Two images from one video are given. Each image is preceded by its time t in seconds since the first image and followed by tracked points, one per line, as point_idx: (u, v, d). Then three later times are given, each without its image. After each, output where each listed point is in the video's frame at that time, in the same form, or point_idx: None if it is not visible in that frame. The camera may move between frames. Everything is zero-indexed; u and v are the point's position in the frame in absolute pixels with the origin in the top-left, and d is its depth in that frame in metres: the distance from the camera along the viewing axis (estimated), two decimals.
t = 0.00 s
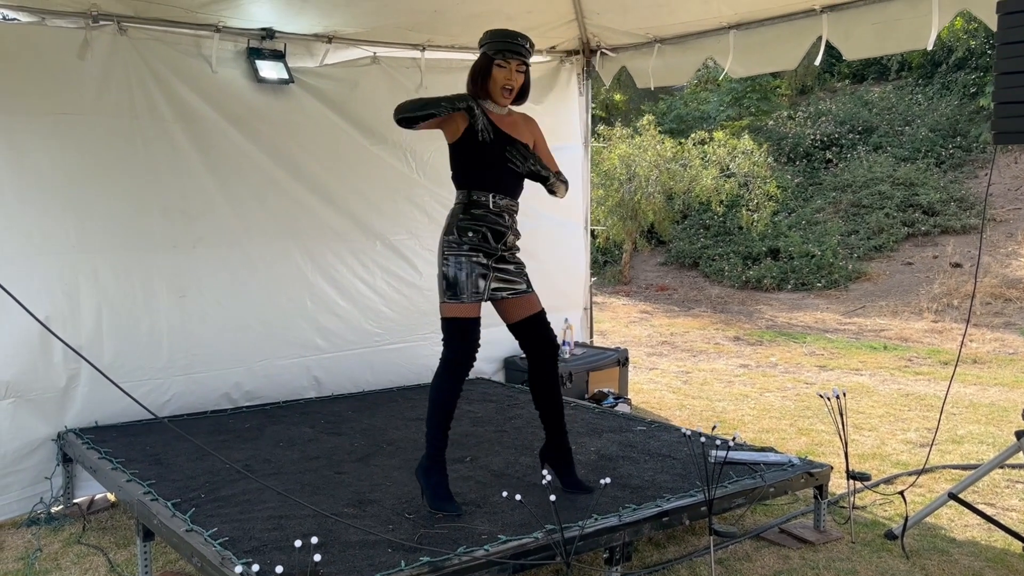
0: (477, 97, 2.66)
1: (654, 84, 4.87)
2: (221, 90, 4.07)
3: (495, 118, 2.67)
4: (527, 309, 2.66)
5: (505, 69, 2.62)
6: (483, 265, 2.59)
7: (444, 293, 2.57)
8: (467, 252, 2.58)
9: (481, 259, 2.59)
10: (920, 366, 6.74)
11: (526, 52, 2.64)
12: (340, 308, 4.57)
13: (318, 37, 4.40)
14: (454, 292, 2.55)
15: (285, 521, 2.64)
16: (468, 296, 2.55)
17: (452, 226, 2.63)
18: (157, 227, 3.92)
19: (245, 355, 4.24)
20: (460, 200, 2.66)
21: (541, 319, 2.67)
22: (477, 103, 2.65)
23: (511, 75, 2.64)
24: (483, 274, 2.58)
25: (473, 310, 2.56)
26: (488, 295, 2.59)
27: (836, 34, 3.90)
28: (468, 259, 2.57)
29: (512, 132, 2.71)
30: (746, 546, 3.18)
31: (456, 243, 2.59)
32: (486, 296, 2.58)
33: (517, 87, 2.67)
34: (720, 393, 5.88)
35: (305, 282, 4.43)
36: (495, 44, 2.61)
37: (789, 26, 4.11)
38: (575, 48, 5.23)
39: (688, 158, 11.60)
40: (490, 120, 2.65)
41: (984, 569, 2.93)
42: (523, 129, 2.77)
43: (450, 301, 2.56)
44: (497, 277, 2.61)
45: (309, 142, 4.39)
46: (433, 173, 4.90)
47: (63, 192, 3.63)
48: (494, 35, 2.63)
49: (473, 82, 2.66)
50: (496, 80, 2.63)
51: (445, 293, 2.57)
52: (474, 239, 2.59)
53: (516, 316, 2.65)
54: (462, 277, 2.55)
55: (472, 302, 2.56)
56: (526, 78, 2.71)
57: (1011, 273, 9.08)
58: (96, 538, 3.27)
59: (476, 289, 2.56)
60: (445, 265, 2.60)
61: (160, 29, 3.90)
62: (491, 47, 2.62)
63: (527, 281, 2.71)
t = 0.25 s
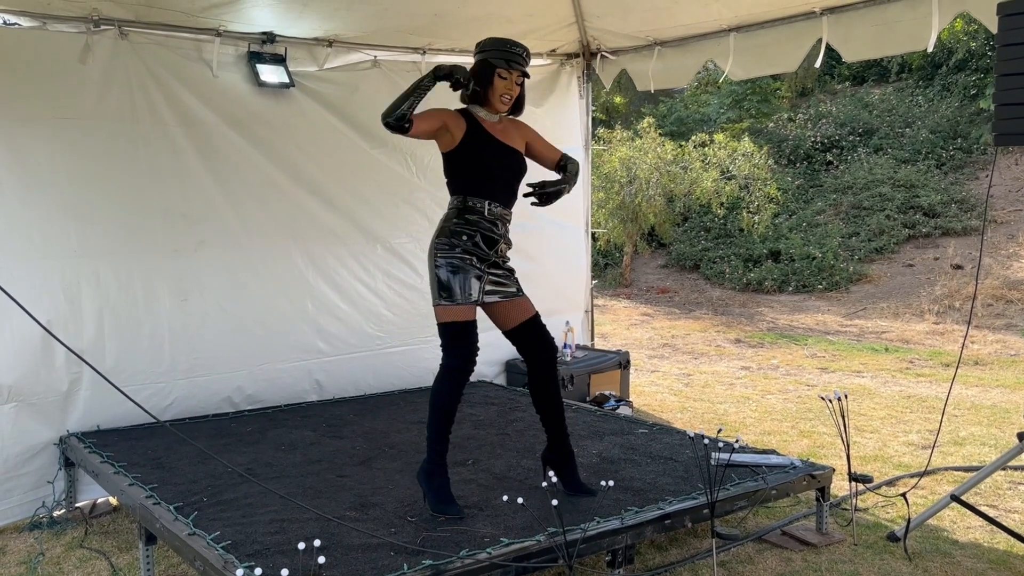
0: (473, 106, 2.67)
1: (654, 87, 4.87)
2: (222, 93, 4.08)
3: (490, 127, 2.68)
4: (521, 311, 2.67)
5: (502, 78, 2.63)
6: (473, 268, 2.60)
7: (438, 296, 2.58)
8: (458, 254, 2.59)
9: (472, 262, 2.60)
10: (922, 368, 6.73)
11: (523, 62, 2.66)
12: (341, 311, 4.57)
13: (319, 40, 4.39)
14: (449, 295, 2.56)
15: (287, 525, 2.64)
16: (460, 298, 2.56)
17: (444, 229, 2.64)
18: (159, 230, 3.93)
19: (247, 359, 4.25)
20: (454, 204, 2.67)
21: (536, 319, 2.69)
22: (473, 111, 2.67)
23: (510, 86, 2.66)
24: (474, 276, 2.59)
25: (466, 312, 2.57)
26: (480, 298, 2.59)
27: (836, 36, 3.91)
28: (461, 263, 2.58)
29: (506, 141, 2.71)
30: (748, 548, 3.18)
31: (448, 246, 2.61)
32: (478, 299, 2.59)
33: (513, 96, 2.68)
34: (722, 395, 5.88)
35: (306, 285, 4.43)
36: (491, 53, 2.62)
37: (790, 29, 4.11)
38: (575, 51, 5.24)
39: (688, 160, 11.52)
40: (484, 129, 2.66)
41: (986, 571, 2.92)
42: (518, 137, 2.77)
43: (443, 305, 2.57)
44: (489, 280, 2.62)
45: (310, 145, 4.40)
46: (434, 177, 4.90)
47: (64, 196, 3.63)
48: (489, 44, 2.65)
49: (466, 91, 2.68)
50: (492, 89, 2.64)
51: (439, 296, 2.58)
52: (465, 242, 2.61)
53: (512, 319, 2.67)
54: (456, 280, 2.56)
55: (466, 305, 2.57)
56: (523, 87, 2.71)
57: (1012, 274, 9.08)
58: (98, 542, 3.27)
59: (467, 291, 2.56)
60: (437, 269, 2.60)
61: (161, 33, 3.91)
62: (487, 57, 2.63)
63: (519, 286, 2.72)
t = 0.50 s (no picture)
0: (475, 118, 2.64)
1: (654, 87, 4.86)
2: (221, 95, 4.08)
3: (492, 139, 2.67)
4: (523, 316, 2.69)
5: (506, 92, 2.63)
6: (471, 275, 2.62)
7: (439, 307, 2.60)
8: (454, 264, 2.61)
9: (470, 270, 2.62)
10: (922, 368, 6.73)
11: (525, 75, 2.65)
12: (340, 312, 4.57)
13: (318, 41, 4.37)
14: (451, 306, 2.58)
15: (287, 526, 2.63)
16: (461, 307, 2.58)
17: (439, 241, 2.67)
18: (158, 232, 3.92)
19: (246, 360, 4.24)
20: (451, 216, 2.68)
21: (538, 322, 2.70)
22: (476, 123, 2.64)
23: (515, 101, 2.66)
24: (473, 284, 2.61)
25: (469, 321, 2.59)
26: (480, 304, 2.61)
27: (836, 35, 3.90)
28: (459, 273, 2.60)
29: (507, 154, 2.71)
30: (749, 548, 3.17)
31: (444, 256, 2.63)
32: (478, 306, 2.60)
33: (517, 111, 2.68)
34: (722, 396, 5.87)
35: (305, 287, 4.43)
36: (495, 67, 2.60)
37: (788, 28, 4.10)
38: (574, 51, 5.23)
39: (688, 160, 11.62)
40: (487, 142, 2.64)
41: (988, 570, 2.92)
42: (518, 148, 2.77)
43: (446, 316, 2.59)
44: (488, 287, 2.64)
45: (308, 146, 4.39)
46: (433, 178, 4.89)
47: (63, 198, 3.63)
48: (491, 54, 2.63)
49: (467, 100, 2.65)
50: (496, 102, 2.63)
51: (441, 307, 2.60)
52: (461, 251, 2.63)
53: (514, 325, 2.68)
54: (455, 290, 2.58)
55: (467, 313, 2.58)
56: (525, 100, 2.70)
57: (1012, 274, 9.08)
58: (98, 544, 3.26)
59: (467, 299, 2.59)
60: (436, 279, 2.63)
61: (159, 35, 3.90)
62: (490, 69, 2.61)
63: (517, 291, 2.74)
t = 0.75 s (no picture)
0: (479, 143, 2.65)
1: (651, 87, 4.87)
2: (218, 96, 4.08)
3: (497, 164, 2.69)
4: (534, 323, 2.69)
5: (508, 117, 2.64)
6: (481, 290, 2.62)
7: (453, 323, 2.59)
8: (463, 280, 2.61)
9: (479, 285, 2.62)
10: (919, 366, 6.74)
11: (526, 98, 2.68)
12: (339, 313, 4.57)
13: (315, 42, 4.36)
14: (466, 321, 2.57)
15: (286, 528, 2.63)
16: (476, 322, 2.57)
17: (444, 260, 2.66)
18: (156, 234, 3.92)
19: (244, 362, 4.24)
20: (455, 235, 2.68)
21: (546, 325, 2.70)
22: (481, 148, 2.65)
23: (518, 125, 2.68)
24: (484, 298, 2.61)
25: (485, 334, 2.58)
26: (494, 317, 2.61)
27: (833, 34, 3.90)
28: (469, 288, 2.60)
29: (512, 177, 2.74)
30: (748, 548, 3.18)
31: (451, 273, 2.62)
32: (492, 318, 2.61)
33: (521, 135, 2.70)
34: (721, 395, 5.88)
35: (304, 288, 4.43)
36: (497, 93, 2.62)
37: (785, 28, 4.10)
38: (572, 52, 5.24)
39: (686, 161, 11.62)
40: (492, 167, 2.66)
41: (986, 569, 2.93)
42: (520, 168, 2.80)
43: (462, 332, 2.58)
44: (497, 299, 2.65)
45: (306, 147, 4.39)
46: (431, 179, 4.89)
47: (61, 200, 3.62)
48: (492, 78, 2.63)
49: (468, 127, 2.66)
50: (499, 127, 2.64)
51: (455, 324, 2.59)
52: (469, 267, 2.62)
53: (524, 331, 2.68)
54: (468, 305, 2.58)
55: (482, 326, 2.58)
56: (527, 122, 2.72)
57: (1009, 273, 9.09)
58: (97, 546, 3.26)
59: (481, 313, 2.58)
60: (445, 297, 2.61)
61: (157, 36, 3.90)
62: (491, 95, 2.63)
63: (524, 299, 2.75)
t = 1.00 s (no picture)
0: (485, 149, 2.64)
1: (647, 85, 4.87)
2: (214, 95, 4.07)
3: (504, 173, 2.70)
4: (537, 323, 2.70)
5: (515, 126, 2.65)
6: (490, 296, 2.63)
7: (463, 330, 2.58)
8: (474, 286, 2.61)
9: (486, 292, 2.62)
10: (916, 363, 6.76)
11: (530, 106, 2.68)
12: (336, 311, 4.56)
13: (311, 41, 4.35)
14: (475, 328, 2.57)
15: (284, 527, 2.63)
16: (485, 327, 2.58)
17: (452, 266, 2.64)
18: (152, 234, 3.91)
19: (241, 361, 4.23)
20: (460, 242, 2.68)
21: (548, 324, 2.71)
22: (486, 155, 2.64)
23: (521, 133, 2.69)
24: (494, 304, 2.62)
25: (495, 340, 2.58)
26: (502, 322, 2.62)
27: (829, 32, 3.91)
28: (477, 294, 2.60)
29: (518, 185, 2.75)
30: (746, 545, 3.18)
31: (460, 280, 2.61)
32: (501, 324, 2.62)
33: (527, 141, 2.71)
34: (718, 393, 5.89)
35: (301, 286, 4.42)
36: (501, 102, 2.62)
37: (781, 26, 4.11)
38: (568, 50, 5.24)
39: (682, 159, 11.54)
40: (499, 177, 2.66)
41: (983, 564, 2.94)
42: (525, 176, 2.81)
43: (472, 338, 2.58)
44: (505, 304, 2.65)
45: (303, 145, 4.39)
46: (428, 177, 4.88)
47: (56, 199, 3.61)
48: (496, 87, 2.64)
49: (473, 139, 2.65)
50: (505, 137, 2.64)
51: (464, 330, 2.58)
52: (477, 273, 2.62)
53: (526, 332, 2.69)
54: (477, 311, 2.58)
55: (493, 332, 2.58)
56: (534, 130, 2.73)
57: (1005, 269, 9.12)
58: (94, 546, 3.26)
59: (491, 320, 2.59)
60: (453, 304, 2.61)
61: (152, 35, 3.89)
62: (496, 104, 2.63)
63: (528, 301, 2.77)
